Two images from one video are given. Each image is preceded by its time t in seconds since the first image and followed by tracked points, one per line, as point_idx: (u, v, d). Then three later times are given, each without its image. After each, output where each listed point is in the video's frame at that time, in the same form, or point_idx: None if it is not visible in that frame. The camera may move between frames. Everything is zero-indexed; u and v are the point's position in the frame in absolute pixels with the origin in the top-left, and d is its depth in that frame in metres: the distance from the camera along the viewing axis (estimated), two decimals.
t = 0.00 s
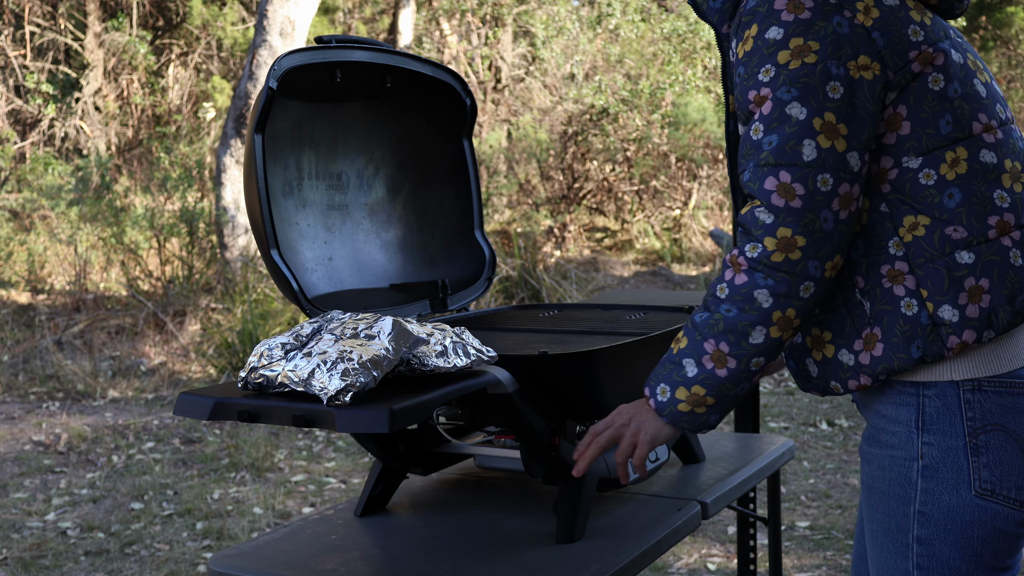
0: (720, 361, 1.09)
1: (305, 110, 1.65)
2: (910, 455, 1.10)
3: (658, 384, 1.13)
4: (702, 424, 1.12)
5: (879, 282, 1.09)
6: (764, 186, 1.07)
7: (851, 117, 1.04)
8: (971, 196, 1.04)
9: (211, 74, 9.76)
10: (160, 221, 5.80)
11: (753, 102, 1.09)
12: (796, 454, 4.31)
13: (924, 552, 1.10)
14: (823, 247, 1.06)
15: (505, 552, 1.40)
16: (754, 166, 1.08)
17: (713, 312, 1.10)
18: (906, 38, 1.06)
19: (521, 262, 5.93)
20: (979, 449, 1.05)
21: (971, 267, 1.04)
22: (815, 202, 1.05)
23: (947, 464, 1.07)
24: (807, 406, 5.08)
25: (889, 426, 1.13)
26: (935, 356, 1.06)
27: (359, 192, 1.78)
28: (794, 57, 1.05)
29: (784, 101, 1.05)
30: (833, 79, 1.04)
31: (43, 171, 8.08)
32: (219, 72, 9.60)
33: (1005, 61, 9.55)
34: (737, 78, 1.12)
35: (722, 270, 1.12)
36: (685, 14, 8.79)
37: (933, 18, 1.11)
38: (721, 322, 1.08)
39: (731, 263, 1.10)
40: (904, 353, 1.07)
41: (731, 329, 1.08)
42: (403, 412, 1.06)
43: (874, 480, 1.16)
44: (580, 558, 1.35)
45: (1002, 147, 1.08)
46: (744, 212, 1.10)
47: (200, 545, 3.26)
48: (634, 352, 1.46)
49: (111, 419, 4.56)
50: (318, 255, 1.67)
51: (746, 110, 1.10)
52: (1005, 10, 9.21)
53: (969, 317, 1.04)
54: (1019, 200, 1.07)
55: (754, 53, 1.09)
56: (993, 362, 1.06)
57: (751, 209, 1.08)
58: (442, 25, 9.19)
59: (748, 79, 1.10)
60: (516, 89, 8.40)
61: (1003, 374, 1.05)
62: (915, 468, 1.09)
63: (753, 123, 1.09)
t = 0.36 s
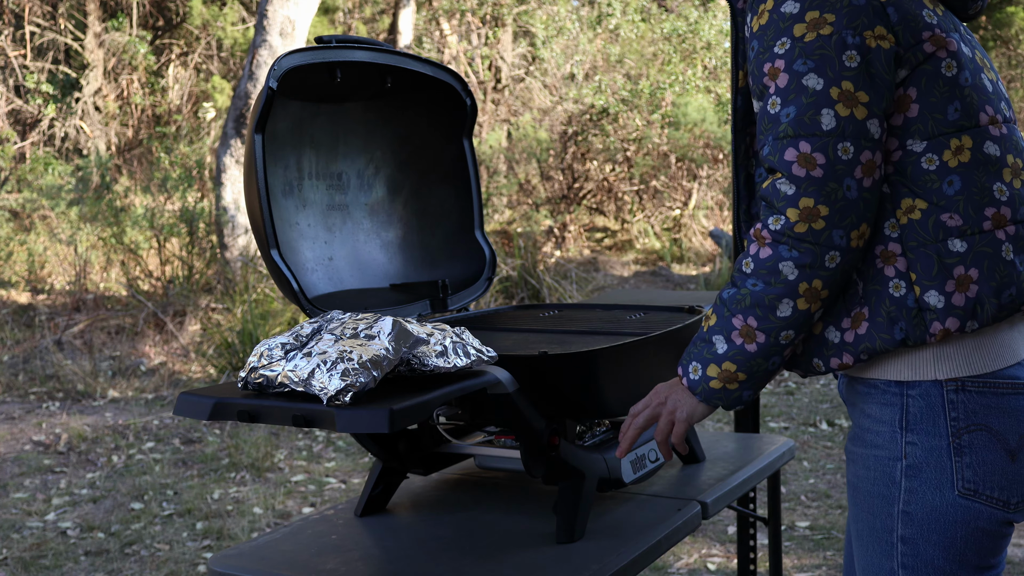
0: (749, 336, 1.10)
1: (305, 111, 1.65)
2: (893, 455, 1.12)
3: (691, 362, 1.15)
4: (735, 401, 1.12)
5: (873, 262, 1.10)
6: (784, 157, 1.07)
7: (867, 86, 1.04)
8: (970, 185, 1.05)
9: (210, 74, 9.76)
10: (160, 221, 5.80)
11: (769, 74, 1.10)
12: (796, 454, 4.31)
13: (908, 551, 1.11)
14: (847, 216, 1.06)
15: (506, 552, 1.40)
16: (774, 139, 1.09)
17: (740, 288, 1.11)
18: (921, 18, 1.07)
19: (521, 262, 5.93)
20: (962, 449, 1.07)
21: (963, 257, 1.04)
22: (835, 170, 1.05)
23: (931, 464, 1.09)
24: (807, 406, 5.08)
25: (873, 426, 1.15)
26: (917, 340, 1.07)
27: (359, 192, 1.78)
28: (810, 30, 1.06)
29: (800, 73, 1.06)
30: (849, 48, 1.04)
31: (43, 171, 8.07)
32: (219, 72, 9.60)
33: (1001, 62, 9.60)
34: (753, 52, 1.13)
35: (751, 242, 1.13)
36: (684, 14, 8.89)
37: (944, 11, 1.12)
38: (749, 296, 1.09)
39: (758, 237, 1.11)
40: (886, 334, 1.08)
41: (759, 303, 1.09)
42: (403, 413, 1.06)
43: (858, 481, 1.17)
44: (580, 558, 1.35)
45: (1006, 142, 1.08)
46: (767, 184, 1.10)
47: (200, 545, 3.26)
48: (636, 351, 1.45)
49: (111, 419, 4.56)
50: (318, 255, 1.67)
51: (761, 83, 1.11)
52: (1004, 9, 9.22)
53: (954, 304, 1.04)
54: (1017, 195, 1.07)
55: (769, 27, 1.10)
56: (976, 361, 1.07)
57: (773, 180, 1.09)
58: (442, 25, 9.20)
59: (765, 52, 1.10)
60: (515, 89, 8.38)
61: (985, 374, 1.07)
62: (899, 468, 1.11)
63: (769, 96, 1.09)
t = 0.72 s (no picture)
0: (735, 316, 1.10)
1: (305, 111, 1.65)
2: (879, 456, 1.12)
3: (682, 340, 1.16)
4: (722, 380, 1.13)
5: (858, 250, 1.10)
6: (775, 138, 1.07)
7: (863, 72, 1.04)
8: (958, 178, 1.04)
9: (210, 74, 9.75)
10: (160, 221, 5.80)
11: (767, 57, 1.09)
12: (796, 454, 4.32)
13: (895, 551, 1.12)
14: (834, 199, 1.05)
15: (503, 552, 1.40)
16: (767, 120, 1.09)
17: (727, 266, 1.11)
18: (921, 10, 1.07)
19: (521, 262, 5.93)
20: (948, 449, 1.07)
21: (946, 249, 1.04)
22: (824, 152, 1.05)
23: (917, 465, 1.09)
24: (807, 406, 5.08)
25: (859, 426, 1.15)
26: (896, 330, 1.07)
27: (359, 192, 1.78)
28: (810, 15, 1.05)
29: (796, 56, 1.06)
30: (846, 33, 1.04)
31: (43, 171, 8.07)
32: (219, 72, 9.60)
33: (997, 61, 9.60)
34: (754, 35, 1.13)
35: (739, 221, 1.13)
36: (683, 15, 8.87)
37: (948, 9, 1.12)
38: (735, 276, 1.10)
39: (746, 217, 1.11)
40: (865, 321, 1.08)
41: (744, 284, 1.09)
42: (403, 413, 1.06)
43: (846, 481, 1.17)
44: (580, 557, 1.35)
45: (1000, 139, 1.08)
46: (758, 164, 1.10)
47: (200, 545, 3.26)
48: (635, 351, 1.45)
49: (111, 419, 4.56)
50: (319, 255, 1.67)
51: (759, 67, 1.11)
52: (1003, 9, 9.23)
53: (934, 296, 1.04)
54: (1007, 193, 1.07)
55: (771, 12, 1.10)
56: (962, 360, 1.08)
57: (763, 161, 1.09)
58: (442, 24, 9.20)
59: (765, 36, 1.10)
60: (515, 89, 8.38)
61: (970, 374, 1.08)
62: (885, 468, 1.11)
63: (765, 79, 1.09)
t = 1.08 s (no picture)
0: (737, 309, 1.10)
1: (305, 111, 1.65)
2: (875, 454, 1.12)
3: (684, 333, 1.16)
4: (724, 372, 1.14)
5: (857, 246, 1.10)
6: (779, 132, 1.07)
7: (868, 68, 1.04)
8: (959, 176, 1.04)
9: (211, 74, 9.76)
10: (160, 221, 5.79)
11: (773, 51, 1.09)
12: (796, 454, 4.32)
13: (891, 549, 1.12)
14: (837, 193, 1.05)
15: (503, 552, 1.40)
16: (771, 115, 1.09)
17: (730, 260, 1.11)
18: (927, 9, 1.07)
19: (521, 262, 5.93)
20: (943, 448, 1.07)
21: (945, 247, 1.04)
22: (828, 147, 1.04)
23: (913, 464, 1.09)
24: (807, 406, 5.08)
25: (856, 426, 1.15)
26: (893, 327, 1.07)
27: (359, 192, 1.78)
28: (817, 10, 1.05)
29: (801, 51, 1.06)
30: (853, 29, 1.04)
31: (43, 171, 8.06)
32: (219, 72, 9.60)
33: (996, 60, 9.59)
34: (760, 29, 1.12)
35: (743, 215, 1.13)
36: (683, 15, 8.86)
37: (954, 9, 1.12)
38: (738, 270, 1.10)
39: (749, 210, 1.11)
40: (862, 317, 1.08)
41: (746, 277, 1.09)
42: (403, 413, 1.06)
43: (843, 480, 1.17)
44: (580, 558, 1.35)
45: (1001, 139, 1.08)
46: (762, 159, 1.10)
47: (200, 545, 3.26)
48: (635, 351, 1.45)
49: (111, 419, 4.56)
50: (318, 255, 1.67)
51: (764, 61, 1.11)
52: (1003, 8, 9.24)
53: (931, 293, 1.04)
54: (1007, 193, 1.07)
55: (778, 6, 1.10)
56: (956, 359, 1.08)
57: (767, 155, 1.09)
58: (442, 25, 9.21)
59: (771, 30, 1.10)
60: (516, 89, 8.38)
61: (964, 374, 1.08)
62: (881, 468, 1.11)
63: (770, 73, 1.09)
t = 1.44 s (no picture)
0: (736, 307, 1.10)
1: (305, 111, 1.65)
2: (871, 453, 1.12)
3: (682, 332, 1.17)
4: (722, 370, 1.14)
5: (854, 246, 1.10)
6: (779, 130, 1.07)
7: (868, 66, 1.04)
8: (956, 177, 1.04)
9: (210, 74, 9.76)
10: (159, 221, 5.79)
11: (772, 50, 1.09)
12: (796, 454, 4.32)
13: (888, 548, 1.12)
14: (837, 192, 1.05)
15: (503, 552, 1.40)
16: (771, 113, 1.08)
17: (728, 258, 1.11)
18: (925, 10, 1.07)
19: (521, 262, 5.93)
20: (939, 446, 1.07)
21: (941, 247, 1.04)
22: (828, 146, 1.04)
23: (910, 462, 1.09)
24: (807, 406, 5.08)
25: (852, 424, 1.15)
26: (889, 326, 1.07)
27: (359, 192, 1.78)
28: (816, 9, 1.05)
29: (802, 50, 1.05)
30: (853, 28, 1.04)
31: (43, 171, 8.06)
32: (219, 72, 9.61)
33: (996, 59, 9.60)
34: (759, 27, 1.12)
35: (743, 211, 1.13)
36: (683, 15, 8.85)
37: (952, 10, 1.13)
38: (736, 268, 1.10)
39: (748, 209, 1.11)
40: (858, 316, 1.08)
41: (746, 275, 1.09)
42: (403, 413, 1.06)
43: (839, 478, 1.17)
44: (580, 558, 1.35)
45: (998, 140, 1.08)
46: (761, 157, 1.09)
47: (200, 545, 3.26)
48: (634, 351, 1.45)
49: (111, 419, 4.56)
50: (318, 255, 1.67)
51: (764, 59, 1.11)
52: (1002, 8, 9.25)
53: (927, 293, 1.04)
54: (1003, 193, 1.07)
55: (777, 5, 1.10)
56: (952, 358, 1.08)
57: (767, 153, 1.08)
58: (442, 25, 9.23)
59: (770, 29, 1.10)
60: (516, 89, 8.39)
61: (959, 372, 1.08)
62: (878, 467, 1.11)
63: (770, 71, 1.09)
